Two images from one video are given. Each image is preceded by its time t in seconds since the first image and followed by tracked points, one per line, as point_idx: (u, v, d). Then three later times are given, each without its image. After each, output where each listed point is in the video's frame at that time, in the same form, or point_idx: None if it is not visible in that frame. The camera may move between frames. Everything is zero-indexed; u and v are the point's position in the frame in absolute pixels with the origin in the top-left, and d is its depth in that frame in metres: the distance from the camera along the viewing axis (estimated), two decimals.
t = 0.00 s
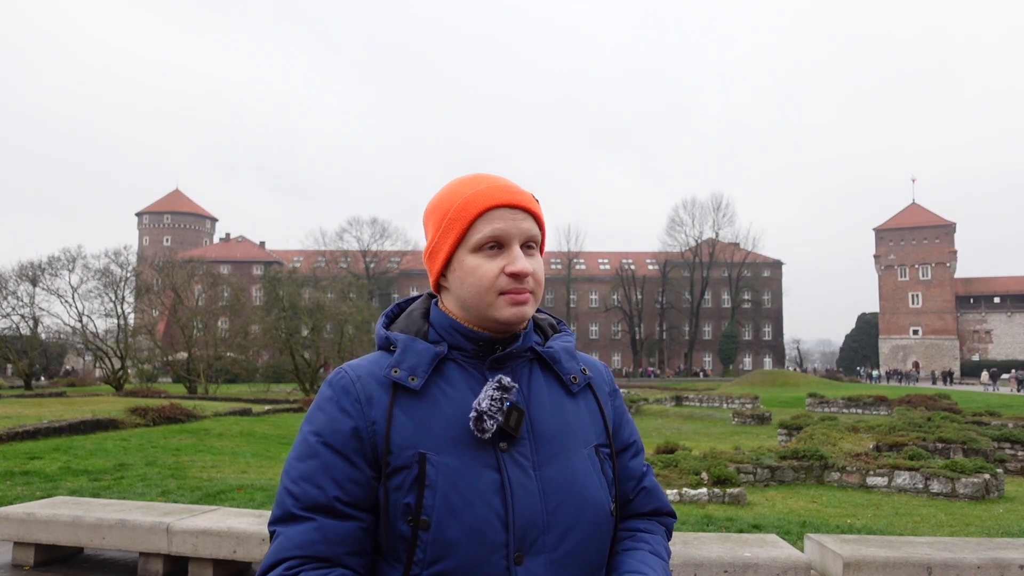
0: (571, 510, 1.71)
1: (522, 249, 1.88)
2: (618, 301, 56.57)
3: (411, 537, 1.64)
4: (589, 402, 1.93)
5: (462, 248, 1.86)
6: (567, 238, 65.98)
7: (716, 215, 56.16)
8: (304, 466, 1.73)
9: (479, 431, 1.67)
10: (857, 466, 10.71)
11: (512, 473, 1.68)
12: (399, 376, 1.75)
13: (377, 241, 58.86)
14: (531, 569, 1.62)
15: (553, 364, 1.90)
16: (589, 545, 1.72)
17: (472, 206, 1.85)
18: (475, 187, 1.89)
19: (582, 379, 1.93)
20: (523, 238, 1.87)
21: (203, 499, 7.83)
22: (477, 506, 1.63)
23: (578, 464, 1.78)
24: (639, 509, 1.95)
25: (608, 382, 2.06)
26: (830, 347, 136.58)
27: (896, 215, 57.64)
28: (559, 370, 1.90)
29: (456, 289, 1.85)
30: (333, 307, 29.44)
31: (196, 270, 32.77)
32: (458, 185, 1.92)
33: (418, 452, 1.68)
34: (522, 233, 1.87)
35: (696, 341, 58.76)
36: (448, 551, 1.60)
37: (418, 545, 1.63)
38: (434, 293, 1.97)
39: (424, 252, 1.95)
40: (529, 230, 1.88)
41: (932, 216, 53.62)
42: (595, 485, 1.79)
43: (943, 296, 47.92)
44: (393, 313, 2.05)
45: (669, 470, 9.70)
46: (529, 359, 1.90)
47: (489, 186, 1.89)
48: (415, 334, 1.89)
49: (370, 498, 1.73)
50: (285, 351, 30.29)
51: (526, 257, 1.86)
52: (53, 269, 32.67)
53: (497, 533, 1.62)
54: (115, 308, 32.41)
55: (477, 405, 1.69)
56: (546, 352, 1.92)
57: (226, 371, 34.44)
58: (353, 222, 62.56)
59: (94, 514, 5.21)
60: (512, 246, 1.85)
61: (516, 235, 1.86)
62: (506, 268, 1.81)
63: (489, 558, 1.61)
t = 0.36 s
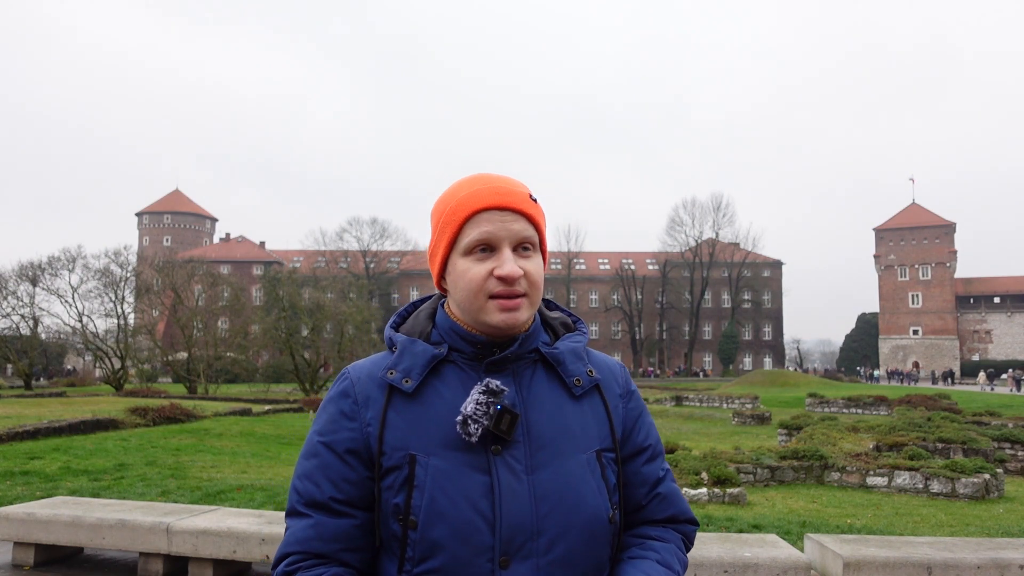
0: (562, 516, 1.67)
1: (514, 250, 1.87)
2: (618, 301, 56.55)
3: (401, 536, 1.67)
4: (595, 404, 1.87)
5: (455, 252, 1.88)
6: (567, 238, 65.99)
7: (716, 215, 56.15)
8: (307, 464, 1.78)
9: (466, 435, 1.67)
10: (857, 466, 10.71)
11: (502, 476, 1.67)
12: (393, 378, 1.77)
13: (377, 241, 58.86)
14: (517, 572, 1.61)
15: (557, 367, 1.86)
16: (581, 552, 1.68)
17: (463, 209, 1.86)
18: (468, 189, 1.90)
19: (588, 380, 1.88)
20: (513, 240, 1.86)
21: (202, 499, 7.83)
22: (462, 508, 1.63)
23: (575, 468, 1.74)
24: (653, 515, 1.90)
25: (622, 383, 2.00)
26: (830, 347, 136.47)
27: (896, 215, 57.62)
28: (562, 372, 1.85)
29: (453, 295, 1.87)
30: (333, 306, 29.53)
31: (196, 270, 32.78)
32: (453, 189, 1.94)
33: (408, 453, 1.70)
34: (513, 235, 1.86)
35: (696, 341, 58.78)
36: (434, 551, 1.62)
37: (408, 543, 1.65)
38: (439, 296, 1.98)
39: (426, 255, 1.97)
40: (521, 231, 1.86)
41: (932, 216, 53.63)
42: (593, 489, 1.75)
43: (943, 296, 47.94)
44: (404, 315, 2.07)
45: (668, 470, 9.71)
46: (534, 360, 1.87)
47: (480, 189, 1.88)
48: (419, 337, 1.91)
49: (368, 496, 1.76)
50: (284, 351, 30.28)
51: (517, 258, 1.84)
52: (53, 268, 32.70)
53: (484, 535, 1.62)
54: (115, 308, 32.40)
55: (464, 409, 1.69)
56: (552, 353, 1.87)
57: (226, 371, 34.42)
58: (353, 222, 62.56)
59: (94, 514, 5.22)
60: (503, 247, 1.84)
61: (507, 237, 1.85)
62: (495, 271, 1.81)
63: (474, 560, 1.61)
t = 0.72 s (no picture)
0: (550, 518, 1.66)
1: (511, 247, 1.87)
2: (618, 301, 56.57)
3: (395, 531, 1.71)
4: (597, 404, 1.86)
5: (455, 249, 1.90)
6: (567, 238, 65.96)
7: (716, 215, 56.12)
8: (317, 457, 1.85)
9: (453, 433, 1.69)
10: (857, 466, 10.71)
11: (493, 475, 1.68)
12: (393, 376, 1.81)
13: (377, 241, 58.84)
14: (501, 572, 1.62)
15: (558, 367, 1.85)
16: (569, 555, 1.66)
17: (461, 208, 1.89)
18: (468, 188, 1.92)
19: (589, 381, 1.85)
20: (510, 236, 1.86)
21: (202, 499, 7.83)
22: (449, 504, 1.66)
23: (569, 469, 1.73)
24: (662, 522, 1.89)
25: (631, 384, 1.97)
26: (830, 347, 136.54)
27: (896, 215, 57.63)
28: (561, 373, 1.84)
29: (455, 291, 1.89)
30: (333, 306, 29.65)
31: (196, 270, 32.75)
32: (456, 188, 1.97)
33: (402, 449, 1.74)
34: (511, 231, 1.87)
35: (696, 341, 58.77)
36: (422, 546, 1.65)
37: (400, 538, 1.69)
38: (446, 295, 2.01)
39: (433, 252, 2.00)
40: (519, 228, 1.87)
41: (932, 216, 53.68)
42: (586, 492, 1.72)
43: (943, 296, 47.95)
44: (417, 315, 2.11)
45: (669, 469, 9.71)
46: (536, 360, 1.87)
47: (478, 186, 1.90)
48: (424, 337, 1.94)
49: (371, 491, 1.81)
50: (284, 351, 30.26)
51: (514, 255, 1.84)
52: (53, 269, 32.70)
53: (469, 533, 1.64)
54: (115, 308, 32.40)
55: (454, 406, 1.71)
56: (554, 354, 1.86)
57: (226, 370, 34.41)
58: (353, 222, 62.52)
59: (94, 514, 5.22)
60: (499, 244, 1.85)
61: (504, 234, 1.86)
62: (491, 266, 1.81)
63: (460, 558, 1.63)
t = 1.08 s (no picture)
0: (563, 517, 1.67)
1: (534, 247, 1.88)
2: (617, 301, 56.59)
3: (405, 528, 1.70)
4: (606, 407, 1.86)
5: (477, 245, 1.89)
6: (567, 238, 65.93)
7: (716, 215, 56.10)
8: (320, 452, 1.82)
9: (468, 430, 1.69)
10: (857, 466, 10.71)
11: (505, 474, 1.68)
12: (406, 373, 1.81)
13: (377, 241, 58.85)
14: (513, 571, 1.62)
15: (569, 368, 1.86)
16: (582, 555, 1.67)
17: (484, 205, 1.88)
18: (495, 184, 1.92)
19: (599, 383, 1.87)
20: (534, 236, 1.87)
21: (202, 499, 7.83)
22: (463, 502, 1.65)
23: (579, 468, 1.74)
24: (662, 525, 1.89)
25: (637, 388, 1.97)
26: (830, 347, 136.39)
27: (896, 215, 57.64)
28: (572, 374, 1.85)
29: (473, 288, 1.87)
30: (333, 306, 29.61)
31: (196, 270, 32.75)
32: (482, 184, 1.95)
33: (413, 445, 1.74)
34: (535, 232, 1.87)
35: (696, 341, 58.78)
36: (432, 545, 1.65)
37: (408, 536, 1.68)
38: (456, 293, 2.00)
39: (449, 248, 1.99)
40: (543, 229, 1.88)
41: (932, 216, 53.70)
42: (596, 491, 1.73)
43: (943, 296, 47.95)
44: (423, 313, 2.11)
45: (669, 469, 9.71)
46: (546, 361, 1.87)
47: (503, 185, 1.90)
48: (434, 335, 1.93)
49: (375, 486, 1.80)
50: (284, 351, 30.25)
51: (537, 256, 1.85)
52: (53, 268, 32.71)
53: (482, 531, 1.64)
54: (115, 308, 32.38)
55: (468, 403, 1.71)
56: (564, 355, 1.87)
57: (226, 371, 34.42)
58: (353, 221, 62.48)
59: (94, 514, 5.22)
60: (523, 243, 1.86)
61: (528, 233, 1.87)
62: (515, 265, 1.81)
63: (473, 557, 1.62)
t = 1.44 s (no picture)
0: (577, 514, 1.69)
1: (554, 249, 1.89)
2: (617, 301, 56.59)
3: (415, 531, 1.67)
4: (610, 406, 1.90)
5: (495, 243, 1.87)
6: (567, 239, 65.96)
7: (716, 215, 56.10)
8: (316, 453, 1.78)
9: (486, 428, 1.68)
10: (857, 466, 10.71)
11: (520, 472, 1.68)
12: (413, 370, 1.78)
13: (377, 241, 58.86)
14: (532, 570, 1.62)
15: (573, 367, 1.89)
16: (596, 551, 1.70)
17: (507, 202, 1.86)
18: (513, 183, 1.92)
19: (602, 382, 1.90)
20: (556, 237, 1.88)
21: (202, 499, 7.83)
22: (480, 502, 1.64)
23: (591, 468, 1.75)
24: (660, 520, 1.92)
25: (633, 388, 2.02)
26: (830, 347, 136.50)
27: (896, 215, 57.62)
28: (577, 373, 1.88)
29: (486, 286, 1.86)
30: (333, 306, 29.62)
31: (196, 270, 32.76)
32: (499, 182, 1.95)
33: (425, 445, 1.71)
34: (556, 234, 1.89)
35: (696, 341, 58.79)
36: (448, 546, 1.62)
37: (421, 538, 1.65)
38: (462, 290, 1.99)
39: (458, 246, 1.97)
40: (563, 231, 1.90)
41: (932, 216, 53.72)
42: (608, 490, 1.76)
43: (943, 297, 47.93)
44: (419, 310, 2.09)
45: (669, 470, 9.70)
46: (549, 360, 1.89)
47: (525, 184, 1.90)
48: (436, 332, 1.92)
49: (378, 488, 1.76)
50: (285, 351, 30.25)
51: (557, 257, 1.86)
52: (53, 269, 32.73)
53: (500, 531, 1.63)
54: (115, 308, 32.38)
55: (486, 401, 1.70)
56: (568, 355, 1.89)
57: (226, 370, 34.43)
58: (353, 221, 62.47)
59: (94, 514, 5.22)
60: (545, 244, 1.86)
61: (549, 234, 1.87)
62: (537, 265, 1.82)
63: (491, 557, 1.61)
